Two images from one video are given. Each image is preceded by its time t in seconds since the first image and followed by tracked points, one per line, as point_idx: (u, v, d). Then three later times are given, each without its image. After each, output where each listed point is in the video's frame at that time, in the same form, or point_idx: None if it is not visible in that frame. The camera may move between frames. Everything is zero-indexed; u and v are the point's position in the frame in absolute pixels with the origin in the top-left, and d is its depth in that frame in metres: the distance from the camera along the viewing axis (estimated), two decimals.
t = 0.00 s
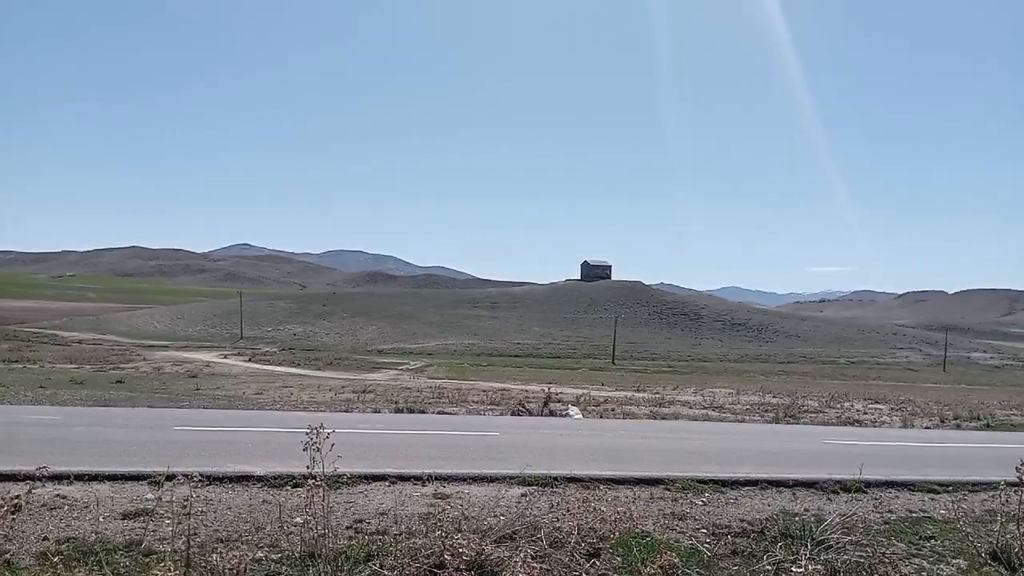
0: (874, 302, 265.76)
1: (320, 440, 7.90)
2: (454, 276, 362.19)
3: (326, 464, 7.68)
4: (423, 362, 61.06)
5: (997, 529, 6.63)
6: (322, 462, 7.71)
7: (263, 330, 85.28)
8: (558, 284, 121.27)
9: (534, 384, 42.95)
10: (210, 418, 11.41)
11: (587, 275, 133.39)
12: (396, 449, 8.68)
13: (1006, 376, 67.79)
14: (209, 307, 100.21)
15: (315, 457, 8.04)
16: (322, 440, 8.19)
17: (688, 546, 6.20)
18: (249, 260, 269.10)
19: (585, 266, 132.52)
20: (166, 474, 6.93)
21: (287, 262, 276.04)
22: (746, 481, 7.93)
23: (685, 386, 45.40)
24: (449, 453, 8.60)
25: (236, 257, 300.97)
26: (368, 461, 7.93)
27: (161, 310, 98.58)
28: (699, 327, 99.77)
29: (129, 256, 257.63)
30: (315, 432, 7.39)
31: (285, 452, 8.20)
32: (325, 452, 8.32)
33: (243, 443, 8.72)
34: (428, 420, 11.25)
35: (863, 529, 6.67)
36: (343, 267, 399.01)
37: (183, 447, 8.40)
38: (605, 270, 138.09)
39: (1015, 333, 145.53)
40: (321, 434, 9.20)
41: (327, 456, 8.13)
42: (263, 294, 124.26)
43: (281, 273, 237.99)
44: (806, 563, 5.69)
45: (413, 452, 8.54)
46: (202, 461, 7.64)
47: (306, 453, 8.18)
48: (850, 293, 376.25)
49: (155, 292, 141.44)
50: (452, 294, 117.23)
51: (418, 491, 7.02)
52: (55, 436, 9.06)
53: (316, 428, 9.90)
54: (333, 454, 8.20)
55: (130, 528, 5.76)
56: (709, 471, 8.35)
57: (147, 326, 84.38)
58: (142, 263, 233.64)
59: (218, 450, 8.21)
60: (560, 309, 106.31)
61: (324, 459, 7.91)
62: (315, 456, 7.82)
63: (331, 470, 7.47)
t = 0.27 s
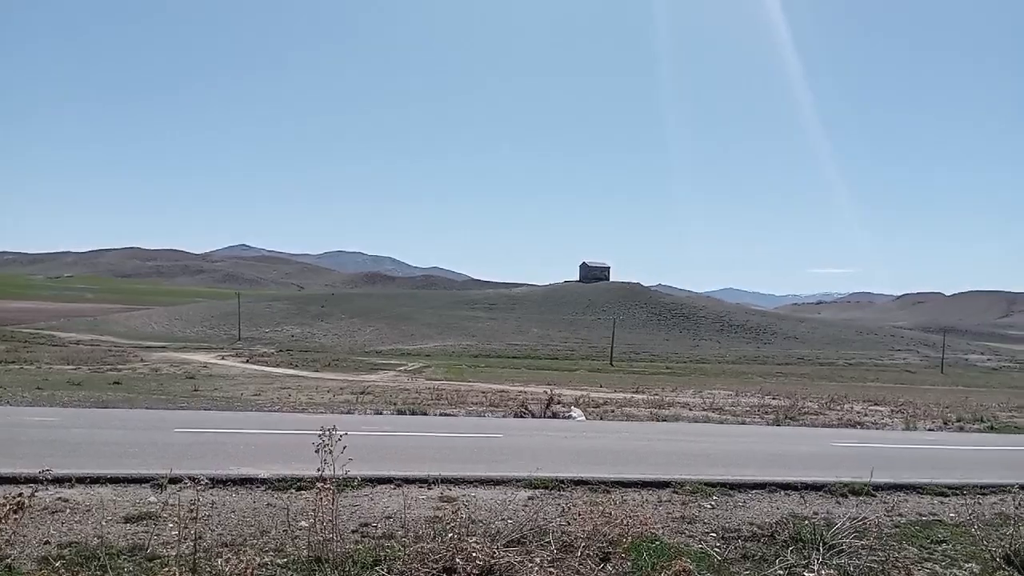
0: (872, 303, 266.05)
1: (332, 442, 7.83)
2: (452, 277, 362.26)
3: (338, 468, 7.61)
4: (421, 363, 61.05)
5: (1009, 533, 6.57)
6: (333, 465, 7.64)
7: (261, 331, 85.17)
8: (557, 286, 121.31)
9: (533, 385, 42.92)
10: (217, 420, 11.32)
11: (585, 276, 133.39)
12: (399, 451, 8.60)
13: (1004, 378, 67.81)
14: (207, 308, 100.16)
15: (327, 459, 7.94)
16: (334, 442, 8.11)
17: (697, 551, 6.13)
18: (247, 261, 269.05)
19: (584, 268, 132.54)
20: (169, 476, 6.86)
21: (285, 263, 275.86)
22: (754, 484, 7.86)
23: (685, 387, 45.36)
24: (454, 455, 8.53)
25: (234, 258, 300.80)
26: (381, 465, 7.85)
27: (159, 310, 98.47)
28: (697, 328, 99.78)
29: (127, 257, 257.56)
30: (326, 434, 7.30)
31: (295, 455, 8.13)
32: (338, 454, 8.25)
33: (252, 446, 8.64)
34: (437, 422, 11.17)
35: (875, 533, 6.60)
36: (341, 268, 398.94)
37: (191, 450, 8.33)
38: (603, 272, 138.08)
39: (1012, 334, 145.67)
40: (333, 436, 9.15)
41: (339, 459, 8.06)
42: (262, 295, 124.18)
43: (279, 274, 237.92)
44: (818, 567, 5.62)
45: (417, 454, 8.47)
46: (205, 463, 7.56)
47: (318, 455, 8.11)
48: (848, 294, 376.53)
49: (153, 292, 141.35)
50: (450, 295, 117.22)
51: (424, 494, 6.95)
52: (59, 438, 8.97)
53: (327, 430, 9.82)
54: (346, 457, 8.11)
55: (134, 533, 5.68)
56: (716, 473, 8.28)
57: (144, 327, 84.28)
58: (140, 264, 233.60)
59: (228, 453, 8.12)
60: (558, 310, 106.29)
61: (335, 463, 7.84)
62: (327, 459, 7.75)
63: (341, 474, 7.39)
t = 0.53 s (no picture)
0: (817, 304, 272.15)
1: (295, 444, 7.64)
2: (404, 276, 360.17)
3: (301, 469, 7.43)
4: (373, 363, 60.50)
5: (966, 528, 6.70)
6: (297, 467, 7.46)
7: (208, 331, 83.49)
8: (510, 286, 121.44)
9: (487, 385, 42.82)
10: (171, 421, 11.00)
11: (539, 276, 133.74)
12: (361, 452, 8.46)
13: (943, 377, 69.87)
14: (152, 307, 97.82)
15: (290, 462, 7.77)
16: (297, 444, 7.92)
17: (664, 549, 6.11)
18: (194, 259, 263.66)
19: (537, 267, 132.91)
20: (121, 481, 6.61)
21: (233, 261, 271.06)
22: (717, 482, 7.90)
23: (638, 386, 45.75)
24: (416, 456, 8.42)
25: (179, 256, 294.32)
26: (345, 466, 7.70)
27: (102, 309, 95.83)
28: (649, 328, 100.80)
29: (68, 254, 250.34)
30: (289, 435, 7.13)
31: (254, 457, 7.92)
32: (302, 456, 8.06)
33: (211, 448, 8.39)
34: (399, 423, 11.03)
35: (836, 529, 6.67)
36: (291, 267, 393.53)
37: (147, 451, 8.06)
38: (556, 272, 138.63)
39: (950, 334, 150.38)
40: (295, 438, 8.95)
41: (302, 461, 7.89)
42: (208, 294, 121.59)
43: (227, 273, 233.69)
44: (784, 565, 5.65)
45: (379, 456, 8.33)
46: (159, 466, 7.32)
47: (281, 457, 7.92)
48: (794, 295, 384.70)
49: (96, 291, 137.58)
50: (403, 294, 116.47)
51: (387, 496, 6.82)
52: (3, 440, 8.59)
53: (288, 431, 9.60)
54: (310, 459, 7.93)
55: (85, 539, 5.45)
56: (678, 471, 8.31)
57: (87, 326, 81.93)
58: (81, 262, 227.21)
59: (185, 456, 7.88)
60: (512, 310, 106.39)
61: (299, 465, 7.67)
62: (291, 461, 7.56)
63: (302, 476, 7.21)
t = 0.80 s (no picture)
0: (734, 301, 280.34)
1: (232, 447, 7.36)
2: (326, 273, 354.51)
3: (238, 474, 7.17)
4: (294, 361, 59.30)
5: (893, 521, 6.90)
6: (233, 471, 7.19)
7: (120, 328, 80.28)
8: (435, 283, 120.95)
9: (412, 383, 42.49)
10: (91, 424, 10.47)
11: (464, 274, 133.55)
12: (293, 454, 8.23)
13: (852, 372, 72.79)
14: (59, 304, 93.43)
15: (226, 466, 7.48)
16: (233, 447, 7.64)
17: (605, 547, 6.10)
18: (104, 254, 253.25)
19: (462, 265, 132.71)
20: (38, 490, 6.23)
21: (146, 256, 261.51)
22: (654, 479, 7.96)
23: (563, 383, 46.18)
24: (351, 458, 8.24)
25: (87, 250, 282.14)
26: (284, 470, 7.46)
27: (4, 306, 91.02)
28: (572, 326, 101.86)
29: None
30: (224, 438, 6.86)
31: (181, 461, 7.62)
32: (237, 461, 7.78)
33: (139, 453, 8.01)
34: (334, 424, 10.78)
35: (771, 524, 6.78)
36: (208, 263, 382.40)
37: (69, 457, 7.64)
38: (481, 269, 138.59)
39: (858, 331, 156.95)
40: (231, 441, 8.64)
41: (238, 466, 7.61)
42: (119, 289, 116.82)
43: (140, 268, 225.39)
44: (725, 559, 5.71)
45: (313, 458, 8.11)
46: (79, 471, 6.93)
47: (215, 462, 7.62)
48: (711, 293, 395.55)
49: None
50: (325, 291, 114.48)
51: (323, 499, 6.62)
52: None
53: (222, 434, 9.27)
54: (246, 464, 7.66)
55: None
56: (616, 469, 8.33)
57: None
58: None
59: (111, 461, 7.50)
60: (437, 308, 105.90)
61: (235, 469, 7.39)
62: (226, 466, 7.29)
63: (235, 479, 6.96)
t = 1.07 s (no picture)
0: (718, 301, 281.58)
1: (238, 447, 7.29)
2: (310, 272, 352.90)
3: (244, 474, 7.10)
4: (279, 361, 58.94)
5: (896, 521, 6.91)
6: (238, 472, 7.12)
7: (102, 329, 79.50)
8: (420, 282, 120.65)
9: (399, 383, 42.31)
10: (89, 424, 10.36)
11: (449, 273, 133.33)
12: (292, 455, 8.15)
13: (837, 371, 73.18)
14: (40, 304, 92.44)
15: (232, 467, 7.40)
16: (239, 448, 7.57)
17: (611, 547, 6.06)
18: (85, 253, 250.79)
19: (448, 264, 132.44)
20: (35, 492, 6.11)
21: (128, 256, 259.36)
22: (655, 478, 7.93)
23: (551, 383, 46.16)
24: (351, 458, 8.18)
25: (67, 250, 279.28)
26: (289, 470, 7.39)
27: None
28: (558, 325, 101.89)
29: None
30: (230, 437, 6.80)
31: (179, 462, 7.53)
32: (243, 462, 7.70)
33: (142, 452, 7.92)
34: (335, 424, 10.69)
35: (775, 524, 6.77)
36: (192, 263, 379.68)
37: (69, 458, 7.54)
38: (467, 269, 138.36)
39: (841, 331, 157.99)
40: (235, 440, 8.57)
41: (244, 466, 7.54)
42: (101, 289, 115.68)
43: (122, 268, 223.37)
44: (734, 560, 5.68)
45: (312, 458, 8.05)
46: (76, 472, 6.82)
47: (217, 462, 7.54)
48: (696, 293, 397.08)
49: None
50: (310, 291, 113.89)
51: (325, 500, 6.54)
52: None
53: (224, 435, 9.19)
54: (252, 464, 7.58)
55: None
56: (616, 469, 8.30)
57: None
58: None
59: (114, 462, 7.41)
60: (422, 308, 105.63)
61: (240, 470, 7.32)
62: (233, 466, 7.21)
63: (236, 480, 6.89)
